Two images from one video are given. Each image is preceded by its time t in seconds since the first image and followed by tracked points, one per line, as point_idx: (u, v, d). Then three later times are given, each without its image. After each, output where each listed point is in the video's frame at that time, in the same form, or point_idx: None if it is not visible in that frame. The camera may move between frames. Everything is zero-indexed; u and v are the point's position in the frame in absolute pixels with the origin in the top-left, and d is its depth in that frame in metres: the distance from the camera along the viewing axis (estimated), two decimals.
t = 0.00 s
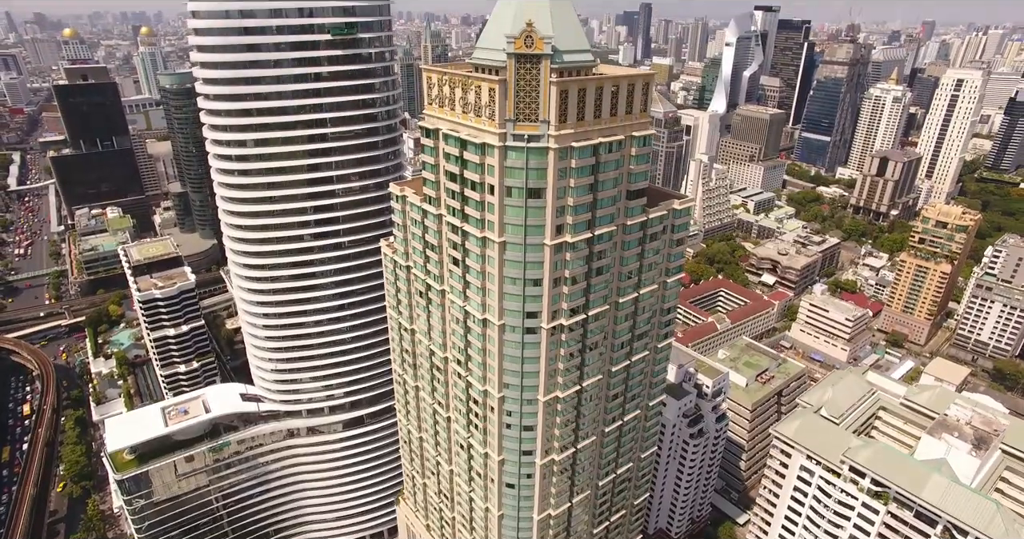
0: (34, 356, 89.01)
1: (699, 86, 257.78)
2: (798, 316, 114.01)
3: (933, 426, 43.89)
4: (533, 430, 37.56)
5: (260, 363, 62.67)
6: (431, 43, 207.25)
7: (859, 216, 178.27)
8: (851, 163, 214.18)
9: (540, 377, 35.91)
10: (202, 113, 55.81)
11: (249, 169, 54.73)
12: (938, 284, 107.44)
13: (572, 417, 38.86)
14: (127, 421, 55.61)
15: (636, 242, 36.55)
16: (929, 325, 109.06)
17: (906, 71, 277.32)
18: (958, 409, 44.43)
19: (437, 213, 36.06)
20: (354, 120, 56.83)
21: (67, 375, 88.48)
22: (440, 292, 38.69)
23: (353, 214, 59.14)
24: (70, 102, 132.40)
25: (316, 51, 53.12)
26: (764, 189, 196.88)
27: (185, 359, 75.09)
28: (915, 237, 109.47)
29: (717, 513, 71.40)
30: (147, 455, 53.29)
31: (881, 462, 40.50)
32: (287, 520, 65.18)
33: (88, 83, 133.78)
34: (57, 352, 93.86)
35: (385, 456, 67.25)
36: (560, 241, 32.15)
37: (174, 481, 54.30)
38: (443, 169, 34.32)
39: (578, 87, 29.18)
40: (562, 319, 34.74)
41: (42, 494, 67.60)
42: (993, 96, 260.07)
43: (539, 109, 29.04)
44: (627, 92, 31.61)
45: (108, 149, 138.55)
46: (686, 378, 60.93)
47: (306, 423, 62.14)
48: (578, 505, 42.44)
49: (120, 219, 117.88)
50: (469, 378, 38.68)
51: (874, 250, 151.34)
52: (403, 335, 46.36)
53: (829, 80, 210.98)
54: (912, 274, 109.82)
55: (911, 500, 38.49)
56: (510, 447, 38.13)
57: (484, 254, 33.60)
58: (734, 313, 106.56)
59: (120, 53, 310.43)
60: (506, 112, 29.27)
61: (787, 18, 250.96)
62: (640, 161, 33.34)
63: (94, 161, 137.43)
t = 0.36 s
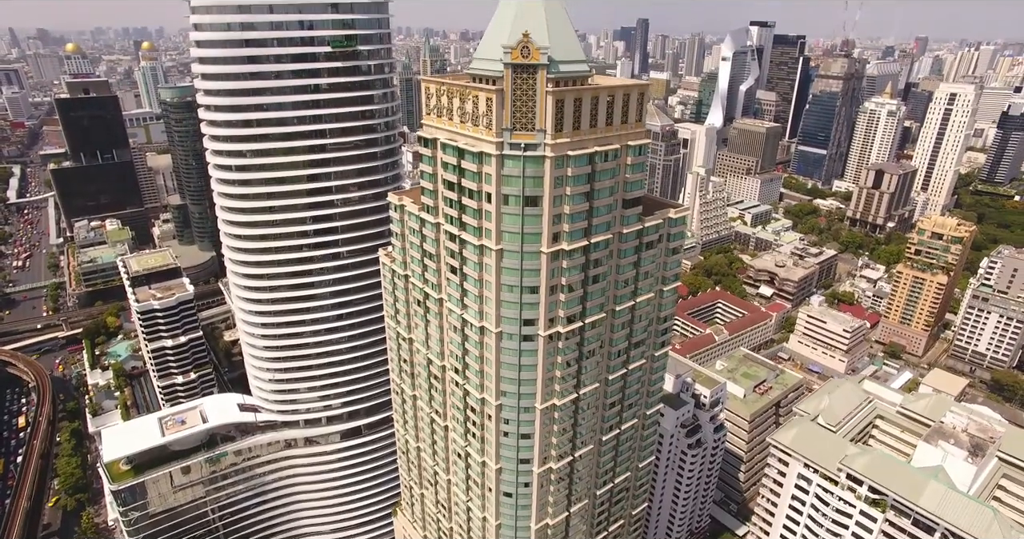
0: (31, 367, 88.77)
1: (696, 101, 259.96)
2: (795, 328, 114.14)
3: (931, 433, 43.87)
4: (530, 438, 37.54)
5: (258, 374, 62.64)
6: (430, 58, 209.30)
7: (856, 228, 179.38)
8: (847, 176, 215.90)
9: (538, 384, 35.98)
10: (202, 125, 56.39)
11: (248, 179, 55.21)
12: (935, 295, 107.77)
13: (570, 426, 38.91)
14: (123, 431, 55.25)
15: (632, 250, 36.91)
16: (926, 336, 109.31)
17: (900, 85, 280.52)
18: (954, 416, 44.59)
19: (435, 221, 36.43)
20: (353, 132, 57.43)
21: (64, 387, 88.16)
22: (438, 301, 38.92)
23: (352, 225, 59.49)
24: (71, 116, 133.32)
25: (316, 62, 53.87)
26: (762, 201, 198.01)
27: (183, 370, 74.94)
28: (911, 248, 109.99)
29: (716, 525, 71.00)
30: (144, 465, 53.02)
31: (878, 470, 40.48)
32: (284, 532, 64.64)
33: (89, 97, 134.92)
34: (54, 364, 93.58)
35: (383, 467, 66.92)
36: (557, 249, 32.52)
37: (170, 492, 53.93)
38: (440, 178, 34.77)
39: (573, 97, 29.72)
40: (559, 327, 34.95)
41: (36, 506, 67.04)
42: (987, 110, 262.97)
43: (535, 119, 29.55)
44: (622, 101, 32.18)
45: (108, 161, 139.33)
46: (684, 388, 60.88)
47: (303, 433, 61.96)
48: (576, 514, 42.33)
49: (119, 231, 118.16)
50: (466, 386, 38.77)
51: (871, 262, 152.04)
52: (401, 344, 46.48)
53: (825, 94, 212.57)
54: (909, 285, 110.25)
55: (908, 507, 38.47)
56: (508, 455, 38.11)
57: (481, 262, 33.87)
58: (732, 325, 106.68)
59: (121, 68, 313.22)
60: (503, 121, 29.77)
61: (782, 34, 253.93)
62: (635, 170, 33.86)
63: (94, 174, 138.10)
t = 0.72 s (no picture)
0: (26, 379, 88.39)
1: (693, 114, 263.46)
2: (792, 339, 114.27)
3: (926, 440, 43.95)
4: (527, 446, 37.53)
5: (255, 384, 62.55)
6: (429, 72, 211.30)
7: (852, 239, 180.34)
8: (843, 188, 217.51)
9: (534, 391, 36.06)
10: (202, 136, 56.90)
11: (247, 190, 55.70)
12: (931, 306, 108.14)
13: (566, 433, 38.95)
14: (118, 441, 54.96)
15: (627, 258, 37.26)
16: (923, 346, 109.58)
17: (894, 99, 283.64)
18: (949, 422, 44.72)
19: (432, 229, 36.75)
20: (352, 142, 57.98)
21: (58, 399, 87.66)
22: (435, 308, 39.11)
23: (350, 235, 59.83)
24: (71, 128, 134.08)
25: (315, 73, 54.55)
26: (758, 213, 199.20)
27: (179, 381, 74.75)
28: (906, 259, 110.59)
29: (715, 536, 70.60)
30: (139, 476, 52.74)
31: (874, 477, 40.51)
32: None
33: (89, 109, 135.87)
34: (50, 376, 93.14)
35: (379, 478, 66.58)
36: (552, 256, 32.86)
37: (165, 503, 53.56)
38: (437, 187, 35.19)
39: (569, 106, 30.23)
40: (555, 334, 35.17)
41: (28, 519, 66.37)
42: (980, 123, 265.79)
43: (531, 127, 30.00)
44: (617, 111, 32.72)
45: (107, 174, 139.88)
46: (682, 398, 60.81)
47: (300, 443, 61.78)
48: (573, 523, 42.25)
49: (117, 243, 118.34)
50: (463, 394, 38.83)
51: (867, 273, 152.70)
52: (398, 353, 46.57)
53: (820, 107, 215.01)
54: (905, 295, 110.68)
55: (905, 514, 38.48)
56: (505, 463, 38.09)
57: (478, 270, 34.16)
58: (729, 336, 106.83)
59: (121, 82, 315.28)
60: (499, 130, 30.28)
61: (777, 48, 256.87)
62: (630, 179, 34.34)
63: (93, 186, 138.41)
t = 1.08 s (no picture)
0: (21, 391, 87.99)
1: (689, 127, 265.58)
2: (789, 350, 114.41)
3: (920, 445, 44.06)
4: (524, 454, 37.55)
5: (252, 394, 62.43)
6: (427, 86, 213.02)
7: (848, 250, 181.28)
8: (838, 200, 219.12)
9: (531, 399, 36.19)
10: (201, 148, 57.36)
11: (246, 200, 56.15)
12: (927, 316, 108.61)
13: (563, 441, 39.00)
14: (114, 451, 54.84)
15: (623, 266, 37.61)
16: (919, 356, 109.88)
17: (887, 112, 286.78)
18: (944, 429, 44.87)
19: (428, 238, 37.08)
20: (350, 153, 58.51)
21: (53, 411, 87.13)
22: (432, 316, 39.30)
23: (347, 245, 60.15)
24: (70, 141, 134.74)
25: (314, 84, 55.27)
26: (754, 225, 200.28)
27: (176, 392, 74.50)
28: (901, 269, 111.27)
29: None
30: (134, 486, 52.50)
31: (870, 483, 40.59)
32: None
33: (88, 123, 136.60)
34: (45, 388, 92.64)
35: (376, 489, 66.23)
36: (548, 263, 33.16)
37: (160, 514, 53.17)
38: (434, 196, 35.60)
39: (564, 115, 30.76)
40: (552, 341, 35.36)
41: (20, 533, 65.67)
42: (972, 135, 268.66)
43: (526, 136, 30.47)
44: (612, 120, 33.27)
45: (105, 186, 140.30)
46: (678, 407, 60.66)
47: (296, 454, 61.54)
48: (570, 532, 42.16)
49: (115, 254, 118.44)
50: (460, 402, 38.78)
51: (863, 284, 153.31)
52: (396, 362, 46.63)
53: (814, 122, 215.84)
54: (900, 305, 111.16)
55: (901, 521, 38.51)
56: (502, 471, 38.05)
57: (474, 277, 34.40)
58: (726, 347, 106.83)
59: (120, 95, 316.95)
60: (495, 138, 30.73)
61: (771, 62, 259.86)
62: (624, 187, 34.82)
63: (91, 199, 138.79)
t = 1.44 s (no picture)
0: (19, 403, 87.73)
1: (687, 140, 267.53)
2: (788, 361, 114.23)
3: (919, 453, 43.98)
4: (522, 462, 37.59)
5: (251, 404, 62.39)
6: (427, 99, 214.85)
7: (846, 262, 181.88)
8: (836, 212, 220.27)
9: (529, 406, 36.33)
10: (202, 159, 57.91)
11: (247, 210, 56.69)
12: (925, 326, 108.76)
13: (562, 449, 39.01)
14: (113, 460, 54.84)
15: (621, 275, 37.96)
16: (919, 367, 109.80)
17: (883, 125, 289.31)
18: (942, 437, 44.94)
19: (428, 246, 37.50)
20: (350, 164, 59.09)
21: (51, 423, 86.86)
22: (431, 324, 39.53)
23: (347, 255, 60.52)
24: (72, 154, 135.66)
25: (314, 96, 55.99)
26: (753, 237, 201.08)
27: (174, 403, 74.38)
28: (899, 280, 111.56)
29: None
30: (132, 496, 52.33)
31: (868, 491, 40.58)
32: None
33: (90, 135, 137.67)
34: (43, 399, 92.39)
35: (374, 500, 65.90)
36: (546, 271, 33.49)
37: (157, 525, 52.90)
38: (433, 204, 36.06)
39: (561, 124, 31.29)
40: (550, 349, 35.57)
41: None
42: (968, 148, 270.70)
43: (524, 146, 30.98)
44: (608, 129, 33.80)
45: (106, 198, 140.98)
46: (677, 417, 60.62)
47: (294, 465, 61.36)
48: None
49: (115, 266, 118.76)
50: (458, 410, 38.89)
51: (862, 295, 153.54)
52: (395, 371, 46.74)
53: (811, 134, 217.64)
54: (899, 316, 111.31)
55: (900, 528, 38.44)
56: (500, 479, 38.04)
57: (473, 285, 34.75)
58: (725, 358, 106.68)
59: (122, 109, 319.43)
60: (494, 147, 31.22)
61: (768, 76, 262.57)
62: (621, 197, 35.37)
63: (92, 210, 139.54)
